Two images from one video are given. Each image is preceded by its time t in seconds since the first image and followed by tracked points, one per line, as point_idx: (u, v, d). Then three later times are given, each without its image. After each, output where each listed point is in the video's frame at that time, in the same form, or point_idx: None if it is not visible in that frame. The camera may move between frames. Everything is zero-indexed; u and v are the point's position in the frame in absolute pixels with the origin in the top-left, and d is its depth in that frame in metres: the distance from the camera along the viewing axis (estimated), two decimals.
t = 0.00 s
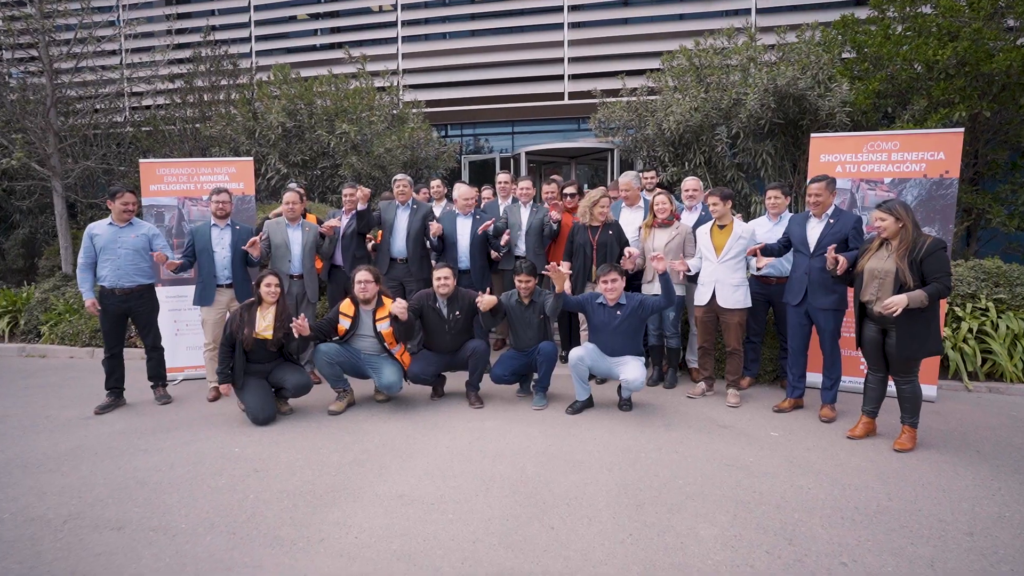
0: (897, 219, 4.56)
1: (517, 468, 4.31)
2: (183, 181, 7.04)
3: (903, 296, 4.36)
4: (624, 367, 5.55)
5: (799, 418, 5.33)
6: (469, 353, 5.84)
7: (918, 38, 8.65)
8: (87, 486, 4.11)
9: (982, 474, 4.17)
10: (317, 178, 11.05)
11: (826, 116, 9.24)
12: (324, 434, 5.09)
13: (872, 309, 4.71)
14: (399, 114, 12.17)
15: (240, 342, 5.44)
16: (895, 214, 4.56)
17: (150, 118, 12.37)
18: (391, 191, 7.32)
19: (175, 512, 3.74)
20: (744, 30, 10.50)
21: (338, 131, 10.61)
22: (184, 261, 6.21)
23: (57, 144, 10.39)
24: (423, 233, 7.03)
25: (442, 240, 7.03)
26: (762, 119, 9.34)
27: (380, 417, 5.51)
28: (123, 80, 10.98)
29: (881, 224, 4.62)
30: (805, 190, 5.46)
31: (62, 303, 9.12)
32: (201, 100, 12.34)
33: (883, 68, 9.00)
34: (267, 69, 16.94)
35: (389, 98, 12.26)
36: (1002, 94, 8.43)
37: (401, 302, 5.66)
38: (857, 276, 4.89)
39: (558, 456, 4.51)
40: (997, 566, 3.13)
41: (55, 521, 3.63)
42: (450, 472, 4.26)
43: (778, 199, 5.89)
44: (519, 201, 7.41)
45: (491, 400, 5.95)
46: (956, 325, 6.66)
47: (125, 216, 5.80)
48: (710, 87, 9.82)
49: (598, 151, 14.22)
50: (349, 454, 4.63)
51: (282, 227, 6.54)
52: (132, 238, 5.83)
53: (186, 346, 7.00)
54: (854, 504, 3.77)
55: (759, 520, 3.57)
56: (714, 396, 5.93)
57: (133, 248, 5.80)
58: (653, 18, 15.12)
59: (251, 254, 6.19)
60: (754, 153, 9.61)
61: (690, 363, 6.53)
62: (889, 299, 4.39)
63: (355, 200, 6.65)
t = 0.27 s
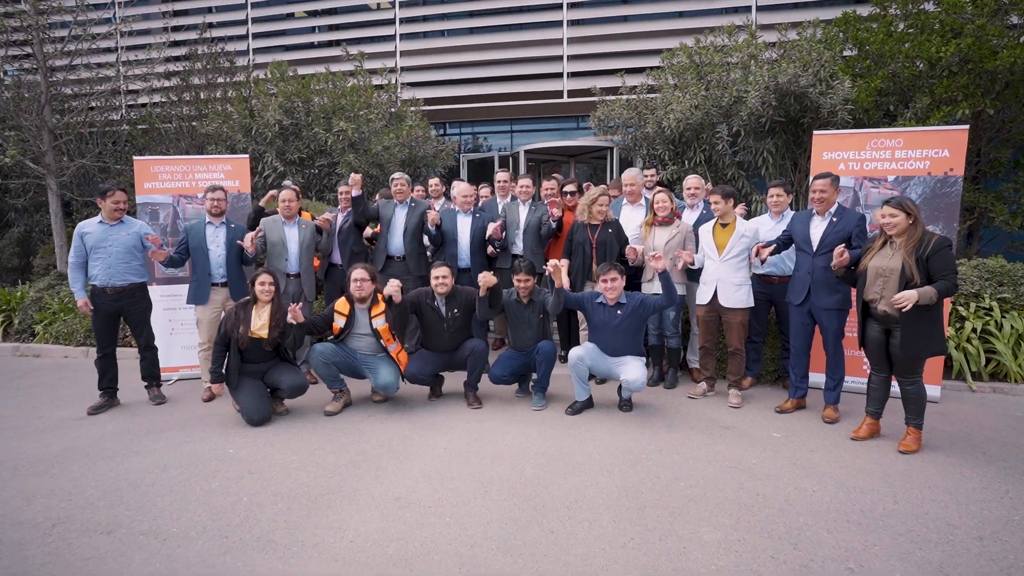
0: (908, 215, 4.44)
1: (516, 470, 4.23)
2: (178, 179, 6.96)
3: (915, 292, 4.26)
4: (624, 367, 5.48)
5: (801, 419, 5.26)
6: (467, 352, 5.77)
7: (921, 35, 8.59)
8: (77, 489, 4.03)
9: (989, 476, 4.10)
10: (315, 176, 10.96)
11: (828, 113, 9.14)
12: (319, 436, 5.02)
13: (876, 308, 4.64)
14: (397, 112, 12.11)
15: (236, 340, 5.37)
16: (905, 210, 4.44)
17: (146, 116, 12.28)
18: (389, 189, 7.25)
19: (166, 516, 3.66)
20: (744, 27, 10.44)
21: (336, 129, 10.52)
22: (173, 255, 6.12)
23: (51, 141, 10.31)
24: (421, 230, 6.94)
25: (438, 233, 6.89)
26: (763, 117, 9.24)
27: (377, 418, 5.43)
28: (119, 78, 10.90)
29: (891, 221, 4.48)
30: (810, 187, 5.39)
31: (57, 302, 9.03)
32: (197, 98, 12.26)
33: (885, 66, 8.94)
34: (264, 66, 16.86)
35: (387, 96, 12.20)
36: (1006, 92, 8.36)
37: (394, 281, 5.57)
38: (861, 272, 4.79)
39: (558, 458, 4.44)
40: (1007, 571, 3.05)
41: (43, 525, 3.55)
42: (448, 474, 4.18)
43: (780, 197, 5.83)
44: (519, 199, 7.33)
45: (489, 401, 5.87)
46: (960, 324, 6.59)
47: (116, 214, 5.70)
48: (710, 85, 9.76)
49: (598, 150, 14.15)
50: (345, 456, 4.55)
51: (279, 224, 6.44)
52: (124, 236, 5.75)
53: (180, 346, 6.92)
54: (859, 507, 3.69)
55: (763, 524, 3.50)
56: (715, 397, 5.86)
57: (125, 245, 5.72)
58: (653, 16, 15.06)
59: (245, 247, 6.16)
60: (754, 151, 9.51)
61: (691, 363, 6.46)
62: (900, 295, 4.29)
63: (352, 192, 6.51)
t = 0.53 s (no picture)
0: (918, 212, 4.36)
1: (515, 473, 4.14)
2: (173, 176, 6.87)
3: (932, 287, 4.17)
4: (625, 368, 5.39)
5: (805, 421, 5.17)
6: (466, 352, 5.67)
7: (924, 33, 8.51)
8: (65, 493, 3.93)
9: (998, 479, 4.02)
10: (312, 174, 10.85)
11: (830, 112, 9.04)
12: (315, 437, 4.92)
13: (882, 307, 4.55)
14: (395, 110, 12.02)
15: (230, 339, 5.29)
16: (915, 206, 4.37)
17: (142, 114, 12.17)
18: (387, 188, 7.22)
19: (156, 521, 3.56)
20: (746, 24, 10.35)
21: (333, 126, 10.42)
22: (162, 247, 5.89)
23: (45, 139, 10.21)
24: (418, 227, 6.87)
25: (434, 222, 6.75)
26: (765, 115, 9.14)
27: (373, 419, 5.33)
28: (115, 75, 10.81)
29: (902, 218, 4.38)
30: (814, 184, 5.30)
31: (50, 301, 8.93)
32: (193, 95, 12.16)
33: (888, 63, 8.85)
34: (261, 64, 16.77)
35: (385, 94, 12.11)
36: (1010, 90, 8.27)
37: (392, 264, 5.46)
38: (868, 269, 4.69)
39: (558, 460, 4.35)
40: None
41: (29, 531, 3.46)
42: (446, 477, 4.09)
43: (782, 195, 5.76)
44: (517, 197, 7.24)
45: (488, 402, 5.77)
46: (964, 324, 6.51)
47: (103, 211, 5.59)
48: (711, 83, 9.69)
49: (597, 149, 14.07)
50: (341, 458, 4.46)
51: (275, 222, 6.37)
52: (114, 234, 5.66)
53: (174, 346, 6.83)
54: (867, 512, 3.61)
55: (768, 529, 3.41)
56: (717, 398, 5.77)
57: (115, 243, 5.63)
58: (653, 14, 14.97)
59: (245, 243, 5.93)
60: (756, 150, 9.41)
61: (692, 363, 6.36)
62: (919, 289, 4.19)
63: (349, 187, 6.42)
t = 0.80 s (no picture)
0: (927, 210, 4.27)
1: (515, 476, 4.07)
2: (168, 174, 6.78)
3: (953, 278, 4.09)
4: (626, 368, 5.31)
5: (808, 422, 5.10)
6: (464, 353, 5.58)
7: (927, 31, 8.46)
8: (55, 497, 3.86)
9: (1007, 482, 3.95)
10: (309, 173, 10.74)
11: (832, 109, 8.97)
12: (311, 439, 4.84)
13: (888, 306, 4.47)
14: (392, 108, 11.97)
15: (224, 338, 5.19)
16: (923, 204, 4.28)
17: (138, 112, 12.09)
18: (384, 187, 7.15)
19: (148, 526, 3.48)
20: (746, 22, 10.28)
21: (331, 124, 10.33)
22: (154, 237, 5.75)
23: (40, 137, 10.14)
24: (416, 226, 6.79)
25: (431, 218, 6.66)
26: (766, 113, 9.09)
27: (370, 421, 5.25)
28: (112, 73, 10.73)
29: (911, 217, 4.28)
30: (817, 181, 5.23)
31: (45, 301, 8.84)
32: (189, 94, 12.08)
33: (890, 61, 8.79)
34: (258, 62, 16.70)
35: (382, 92, 12.05)
36: (1013, 88, 8.21)
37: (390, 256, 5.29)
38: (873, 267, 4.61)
39: (559, 463, 4.27)
40: None
41: (16, 537, 3.37)
42: (444, 480, 4.02)
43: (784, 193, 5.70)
44: (516, 196, 7.16)
45: (487, 403, 5.69)
46: (968, 324, 6.45)
47: (92, 209, 5.50)
48: (711, 81, 9.62)
49: (597, 148, 14.01)
50: (337, 461, 4.38)
51: (271, 220, 6.31)
52: (105, 232, 5.56)
53: (169, 346, 6.74)
54: (874, 517, 3.54)
55: (774, 535, 3.34)
56: (719, 398, 5.69)
57: (107, 241, 5.54)
58: (652, 12, 14.90)
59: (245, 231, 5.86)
60: (756, 148, 9.33)
61: (693, 363, 6.29)
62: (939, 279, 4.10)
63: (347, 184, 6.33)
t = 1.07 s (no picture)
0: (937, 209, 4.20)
1: (515, 479, 3.99)
2: (162, 172, 6.69)
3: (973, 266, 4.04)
4: (628, 369, 5.23)
5: (812, 424, 5.02)
6: (463, 353, 5.50)
7: (929, 29, 8.40)
8: (45, 501, 3.77)
9: (1016, 486, 3.88)
10: (307, 172, 10.67)
11: (834, 108, 8.91)
12: (307, 442, 4.76)
13: (894, 306, 4.39)
14: (391, 107, 11.93)
15: (218, 338, 5.12)
16: (933, 203, 4.21)
17: (134, 110, 12.01)
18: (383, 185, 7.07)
19: (138, 532, 3.40)
20: (748, 20, 10.23)
21: (328, 122, 10.25)
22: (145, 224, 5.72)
23: (34, 135, 10.06)
24: (415, 223, 6.71)
25: (428, 214, 6.60)
26: (767, 111, 9.02)
27: (367, 423, 5.16)
28: (107, 71, 10.64)
29: (921, 215, 4.21)
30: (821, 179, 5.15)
31: (39, 301, 8.75)
32: (186, 92, 12.00)
33: (892, 59, 8.70)
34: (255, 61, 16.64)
35: (381, 91, 12.00)
36: (1017, 87, 8.14)
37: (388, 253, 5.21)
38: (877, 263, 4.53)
39: (560, 466, 4.19)
40: None
41: (3, 543, 3.29)
42: (442, 484, 3.93)
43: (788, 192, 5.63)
44: (516, 195, 7.07)
45: (487, 405, 5.61)
46: (973, 325, 6.37)
47: (80, 206, 5.41)
48: (712, 79, 9.56)
49: (596, 147, 13.94)
50: (334, 464, 4.30)
51: (268, 219, 6.26)
52: (97, 230, 5.48)
53: (164, 346, 6.67)
54: (882, 522, 3.47)
55: (780, 541, 3.27)
56: (721, 400, 5.61)
57: (99, 239, 5.46)
58: (653, 10, 14.85)
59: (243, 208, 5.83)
60: (757, 147, 9.30)
61: (695, 364, 6.20)
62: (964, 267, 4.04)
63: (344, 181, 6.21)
